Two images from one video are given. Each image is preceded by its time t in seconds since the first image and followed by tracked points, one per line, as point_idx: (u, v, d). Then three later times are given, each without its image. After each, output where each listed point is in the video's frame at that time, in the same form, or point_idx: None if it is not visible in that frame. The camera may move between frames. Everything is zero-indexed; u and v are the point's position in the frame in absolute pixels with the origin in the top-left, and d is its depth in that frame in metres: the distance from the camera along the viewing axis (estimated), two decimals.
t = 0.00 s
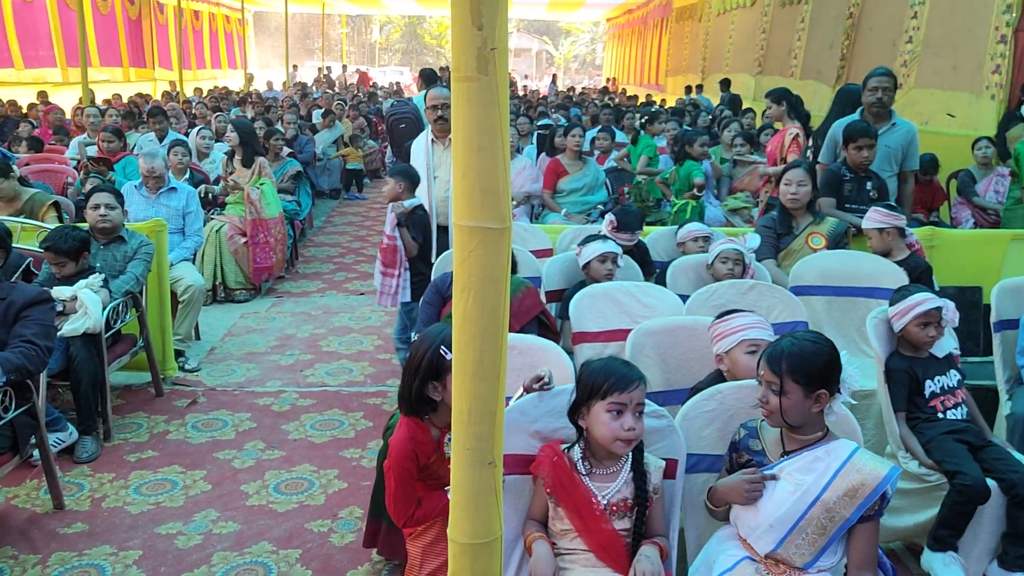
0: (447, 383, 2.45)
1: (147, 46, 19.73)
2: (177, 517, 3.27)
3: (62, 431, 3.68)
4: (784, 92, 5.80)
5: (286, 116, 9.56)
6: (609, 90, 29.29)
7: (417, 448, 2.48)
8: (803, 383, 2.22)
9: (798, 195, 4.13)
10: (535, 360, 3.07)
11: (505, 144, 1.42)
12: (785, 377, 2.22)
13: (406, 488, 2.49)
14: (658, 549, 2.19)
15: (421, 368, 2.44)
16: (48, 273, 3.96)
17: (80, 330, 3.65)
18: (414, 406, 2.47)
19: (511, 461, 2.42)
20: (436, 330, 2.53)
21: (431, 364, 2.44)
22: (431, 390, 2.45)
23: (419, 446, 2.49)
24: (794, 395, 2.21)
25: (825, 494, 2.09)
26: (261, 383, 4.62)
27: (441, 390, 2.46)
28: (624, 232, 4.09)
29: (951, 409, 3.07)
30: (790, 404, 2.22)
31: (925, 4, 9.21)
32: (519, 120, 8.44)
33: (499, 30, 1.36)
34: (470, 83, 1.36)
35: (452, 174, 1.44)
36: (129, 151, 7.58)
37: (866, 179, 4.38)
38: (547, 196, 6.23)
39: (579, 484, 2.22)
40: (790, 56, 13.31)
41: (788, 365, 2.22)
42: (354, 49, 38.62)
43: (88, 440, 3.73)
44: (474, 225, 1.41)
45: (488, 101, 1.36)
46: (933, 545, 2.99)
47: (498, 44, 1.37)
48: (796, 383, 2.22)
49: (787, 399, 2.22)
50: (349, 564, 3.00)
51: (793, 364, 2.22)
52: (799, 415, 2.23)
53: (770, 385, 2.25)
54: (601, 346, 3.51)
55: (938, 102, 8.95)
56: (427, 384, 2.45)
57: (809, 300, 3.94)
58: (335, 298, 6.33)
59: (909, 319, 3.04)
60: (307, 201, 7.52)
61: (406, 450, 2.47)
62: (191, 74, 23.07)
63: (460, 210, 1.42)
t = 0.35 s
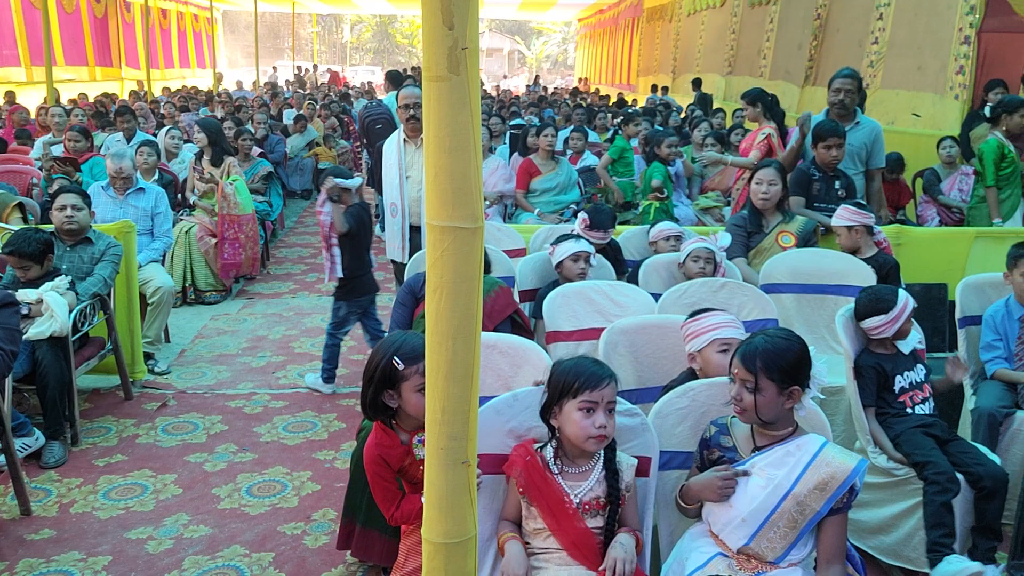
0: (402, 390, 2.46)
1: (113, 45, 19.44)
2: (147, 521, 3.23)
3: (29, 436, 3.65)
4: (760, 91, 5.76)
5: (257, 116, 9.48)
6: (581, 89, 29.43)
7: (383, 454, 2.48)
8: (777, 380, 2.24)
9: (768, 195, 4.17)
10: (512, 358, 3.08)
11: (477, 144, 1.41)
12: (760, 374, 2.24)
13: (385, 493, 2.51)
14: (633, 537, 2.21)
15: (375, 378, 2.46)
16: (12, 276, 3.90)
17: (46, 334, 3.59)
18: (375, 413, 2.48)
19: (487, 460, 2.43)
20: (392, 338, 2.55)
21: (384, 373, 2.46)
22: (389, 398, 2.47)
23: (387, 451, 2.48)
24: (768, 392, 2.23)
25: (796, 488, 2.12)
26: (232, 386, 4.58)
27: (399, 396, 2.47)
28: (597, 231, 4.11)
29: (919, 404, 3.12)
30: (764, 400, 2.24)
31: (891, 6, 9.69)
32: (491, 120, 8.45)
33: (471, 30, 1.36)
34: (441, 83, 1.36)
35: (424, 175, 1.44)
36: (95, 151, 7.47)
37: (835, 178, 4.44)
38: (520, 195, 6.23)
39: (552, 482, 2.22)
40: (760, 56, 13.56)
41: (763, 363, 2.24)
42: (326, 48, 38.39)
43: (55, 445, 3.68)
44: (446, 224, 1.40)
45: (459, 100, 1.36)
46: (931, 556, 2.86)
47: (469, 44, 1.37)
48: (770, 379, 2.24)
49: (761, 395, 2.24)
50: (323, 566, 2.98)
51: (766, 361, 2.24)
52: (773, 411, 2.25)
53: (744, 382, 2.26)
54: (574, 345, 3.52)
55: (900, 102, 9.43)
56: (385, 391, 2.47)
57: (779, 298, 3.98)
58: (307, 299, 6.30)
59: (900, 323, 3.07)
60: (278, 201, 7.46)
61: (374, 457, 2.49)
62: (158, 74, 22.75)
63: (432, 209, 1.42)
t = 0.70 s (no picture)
0: (388, 380, 2.45)
1: (78, 43, 19.13)
2: (116, 526, 3.19)
3: None
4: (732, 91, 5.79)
5: (226, 115, 9.40)
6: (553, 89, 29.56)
7: (365, 444, 2.49)
8: (752, 376, 2.26)
9: (738, 194, 4.22)
10: (486, 357, 3.08)
11: (448, 143, 1.41)
12: (734, 370, 2.26)
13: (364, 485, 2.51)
14: (600, 530, 2.24)
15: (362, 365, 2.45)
16: None
17: (11, 336, 3.54)
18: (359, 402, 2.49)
19: (459, 460, 2.41)
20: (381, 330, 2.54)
21: (371, 362, 2.44)
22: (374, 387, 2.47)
23: (368, 443, 2.50)
24: (743, 388, 2.26)
25: (769, 481, 2.14)
26: (202, 388, 4.53)
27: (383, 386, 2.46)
28: (570, 230, 4.13)
29: (886, 399, 3.19)
30: (738, 396, 2.27)
31: (857, 7, 9.95)
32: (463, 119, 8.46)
33: (441, 30, 1.36)
34: (412, 82, 1.35)
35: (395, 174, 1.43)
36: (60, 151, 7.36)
37: (803, 177, 4.50)
38: (492, 195, 6.24)
39: (528, 478, 2.23)
40: (729, 57, 13.85)
41: (737, 359, 2.26)
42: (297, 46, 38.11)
43: (21, 450, 3.62)
44: (418, 223, 1.40)
45: (430, 100, 1.36)
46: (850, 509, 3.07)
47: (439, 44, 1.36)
48: (744, 375, 2.26)
49: (736, 391, 2.26)
50: (295, 568, 2.96)
51: (741, 358, 2.26)
52: (748, 406, 2.28)
53: (719, 379, 2.29)
54: (548, 343, 3.53)
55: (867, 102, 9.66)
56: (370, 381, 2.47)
57: (750, 296, 4.02)
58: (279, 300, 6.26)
59: (862, 321, 3.10)
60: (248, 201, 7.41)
61: (356, 446, 2.50)
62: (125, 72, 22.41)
63: (404, 209, 1.41)
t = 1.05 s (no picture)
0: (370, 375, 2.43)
1: (40, 42, 18.78)
2: (84, 533, 3.14)
3: None
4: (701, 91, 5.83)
5: (194, 116, 9.30)
6: (524, 89, 29.65)
7: (344, 436, 2.49)
8: (723, 371, 2.28)
9: (708, 193, 4.25)
10: (458, 357, 3.07)
11: (418, 143, 1.40)
12: (706, 366, 2.28)
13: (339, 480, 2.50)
14: (572, 530, 2.24)
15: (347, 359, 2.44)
16: None
17: None
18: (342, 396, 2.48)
19: (431, 460, 2.39)
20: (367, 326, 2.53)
21: (353, 357, 2.43)
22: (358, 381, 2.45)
23: (349, 436, 2.50)
24: (715, 383, 2.28)
25: (741, 477, 2.16)
26: (171, 391, 4.48)
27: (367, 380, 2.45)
28: (542, 231, 4.15)
29: (853, 395, 3.23)
30: (711, 391, 2.29)
31: (823, 8, 10.11)
32: (435, 119, 8.45)
33: (411, 30, 1.35)
34: (382, 82, 1.35)
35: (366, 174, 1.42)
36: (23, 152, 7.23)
37: (771, 176, 4.55)
38: (464, 195, 6.23)
39: (501, 477, 2.23)
40: (699, 57, 14.08)
41: (709, 355, 2.28)
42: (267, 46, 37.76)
43: None
44: (389, 223, 1.38)
45: (401, 99, 1.35)
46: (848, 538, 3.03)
47: (410, 44, 1.36)
48: (716, 371, 2.28)
49: (709, 387, 2.28)
50: (268, 572, 2.94)
51: (713, 354, 2.28)
52: (720, 402, 2.30)
53: (691, 374, 2.30)
54: (520, 343, 3.53)
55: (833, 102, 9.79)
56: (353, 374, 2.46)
57: (720, 294, 4.06)
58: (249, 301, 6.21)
59: (818, 318, 3.13)
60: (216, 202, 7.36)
61: (335, 439, 2.50)
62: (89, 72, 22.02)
63: (375, 209, 1.40)
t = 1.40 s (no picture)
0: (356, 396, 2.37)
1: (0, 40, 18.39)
2: (49, 539, 3.09)
3: None
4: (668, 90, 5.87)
5: (160, 115, 9.19)
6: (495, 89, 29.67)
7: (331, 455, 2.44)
8: (694, 368, 2.30)
9: (678, 191, 4.29)
10: (429, 356, 3.07)
11: (388, 142, 1.37)
12: (677, 363, 2.30)
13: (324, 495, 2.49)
14: (546, 528, 2.25)
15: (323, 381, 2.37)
16: None
17: None
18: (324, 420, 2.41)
19: (405, 460, 2.36)
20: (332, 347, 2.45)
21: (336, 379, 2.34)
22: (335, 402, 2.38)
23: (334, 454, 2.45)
24: (686, 380, 2.29)
25: (711, 472, 2.18)
26: (139, 394, 4.42)
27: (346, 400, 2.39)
28: (513, 230, 4.16)
29: (821, 390, 3.28)
30: (683, 387, 2.30)
31: (789, 8, 10.25)
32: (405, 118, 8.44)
33: (380, 29, 1.32)
34: (351, 81, 1.31)
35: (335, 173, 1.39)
36: None
37: (739, 175, 4.60)
38: (436, 195, 6.22)
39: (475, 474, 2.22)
40: (668, 56, 14.25)
41: (680, 353, 2.30)
42: (236, 45, 37.39)
43: None
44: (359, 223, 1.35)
45: (370, 99, 1.32)
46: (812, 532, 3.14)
47: (379, 43, 1.32)
48: (687, 368, 2.30)
49: (680, 383, 2.30)
50: None
51: (684, 351, 2.30)
52: (691, 398, 2.31)
53: (662, 372, 2.32)
54: (493, 342, 3.53)
55: (799, 101, 9.94)
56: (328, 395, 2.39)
57: (690, 292, 4.10)
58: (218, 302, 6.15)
59: (780, 317, 3.18)
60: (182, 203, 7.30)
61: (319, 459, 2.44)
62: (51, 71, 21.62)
63: (345, 208, 1.37)
